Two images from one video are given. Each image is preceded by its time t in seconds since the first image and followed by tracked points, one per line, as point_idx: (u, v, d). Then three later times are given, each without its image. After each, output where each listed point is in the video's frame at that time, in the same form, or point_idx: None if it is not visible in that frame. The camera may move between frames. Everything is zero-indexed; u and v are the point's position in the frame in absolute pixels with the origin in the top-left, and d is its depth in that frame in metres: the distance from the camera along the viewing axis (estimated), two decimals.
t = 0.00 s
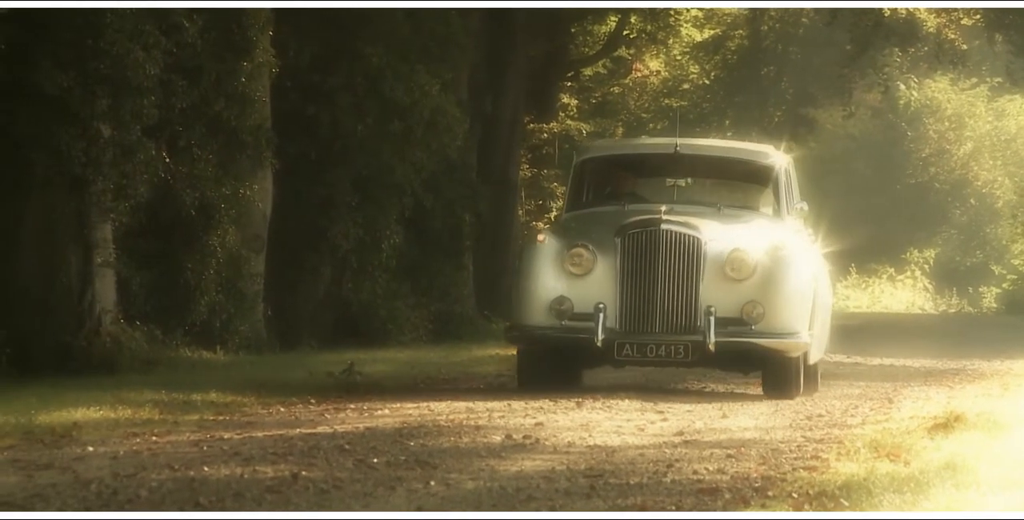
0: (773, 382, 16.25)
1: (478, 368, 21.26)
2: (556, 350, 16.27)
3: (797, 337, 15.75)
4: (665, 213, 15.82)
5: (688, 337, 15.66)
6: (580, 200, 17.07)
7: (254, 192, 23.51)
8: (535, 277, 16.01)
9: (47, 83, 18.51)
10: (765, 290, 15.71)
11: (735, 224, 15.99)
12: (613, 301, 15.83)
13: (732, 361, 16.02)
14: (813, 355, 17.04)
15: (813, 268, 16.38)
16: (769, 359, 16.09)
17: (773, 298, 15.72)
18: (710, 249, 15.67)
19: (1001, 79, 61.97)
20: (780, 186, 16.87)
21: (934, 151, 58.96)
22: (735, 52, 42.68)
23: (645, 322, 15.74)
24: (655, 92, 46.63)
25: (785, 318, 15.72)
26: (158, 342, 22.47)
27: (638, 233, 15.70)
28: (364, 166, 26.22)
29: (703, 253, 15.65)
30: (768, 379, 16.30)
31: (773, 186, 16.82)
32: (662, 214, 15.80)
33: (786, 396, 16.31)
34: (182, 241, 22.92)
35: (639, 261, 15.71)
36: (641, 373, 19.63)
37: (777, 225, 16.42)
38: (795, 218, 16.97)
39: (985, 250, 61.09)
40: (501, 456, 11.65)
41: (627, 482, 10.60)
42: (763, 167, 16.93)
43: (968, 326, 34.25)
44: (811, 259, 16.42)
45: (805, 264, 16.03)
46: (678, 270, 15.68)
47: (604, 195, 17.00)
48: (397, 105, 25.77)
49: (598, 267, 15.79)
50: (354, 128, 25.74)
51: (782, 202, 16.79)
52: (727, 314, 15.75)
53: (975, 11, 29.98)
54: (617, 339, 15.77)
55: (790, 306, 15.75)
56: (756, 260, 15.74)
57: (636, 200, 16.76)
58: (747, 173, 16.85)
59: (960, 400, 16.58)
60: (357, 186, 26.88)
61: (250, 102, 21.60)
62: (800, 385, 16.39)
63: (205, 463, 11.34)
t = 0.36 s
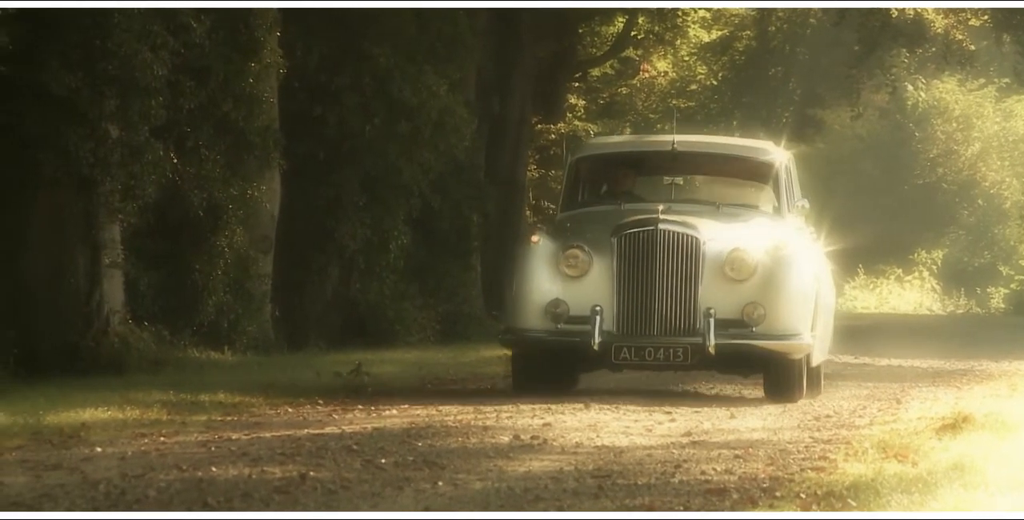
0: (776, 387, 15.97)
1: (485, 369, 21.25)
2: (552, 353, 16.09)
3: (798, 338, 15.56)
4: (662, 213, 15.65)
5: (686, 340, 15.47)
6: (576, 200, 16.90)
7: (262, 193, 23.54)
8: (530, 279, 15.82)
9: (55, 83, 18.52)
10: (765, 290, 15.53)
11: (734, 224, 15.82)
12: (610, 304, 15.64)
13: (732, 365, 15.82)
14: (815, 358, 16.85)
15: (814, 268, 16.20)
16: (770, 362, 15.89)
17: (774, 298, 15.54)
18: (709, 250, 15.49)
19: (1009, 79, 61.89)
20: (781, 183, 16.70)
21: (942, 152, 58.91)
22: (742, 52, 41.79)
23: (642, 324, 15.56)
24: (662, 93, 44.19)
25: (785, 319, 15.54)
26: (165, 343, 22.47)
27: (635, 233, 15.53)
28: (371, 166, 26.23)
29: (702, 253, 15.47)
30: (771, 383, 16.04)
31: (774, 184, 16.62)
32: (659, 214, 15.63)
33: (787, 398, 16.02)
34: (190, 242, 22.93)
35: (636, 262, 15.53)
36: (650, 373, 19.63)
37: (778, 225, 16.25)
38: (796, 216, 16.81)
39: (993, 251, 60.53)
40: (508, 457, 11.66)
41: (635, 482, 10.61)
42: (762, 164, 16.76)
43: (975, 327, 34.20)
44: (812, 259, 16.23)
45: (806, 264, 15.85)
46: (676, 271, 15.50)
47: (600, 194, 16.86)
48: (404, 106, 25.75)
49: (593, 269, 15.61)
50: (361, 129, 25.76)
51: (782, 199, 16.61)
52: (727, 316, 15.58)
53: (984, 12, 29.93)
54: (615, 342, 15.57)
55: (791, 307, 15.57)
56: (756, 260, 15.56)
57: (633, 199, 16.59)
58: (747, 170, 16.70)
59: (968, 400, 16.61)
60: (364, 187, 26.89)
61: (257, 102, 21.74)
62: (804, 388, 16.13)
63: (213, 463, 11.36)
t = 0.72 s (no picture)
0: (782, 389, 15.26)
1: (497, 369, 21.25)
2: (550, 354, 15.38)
3: (807, 340, 14.81)
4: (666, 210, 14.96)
5: (690, 341, 14.74)
6: (577, 196, 16.37)
7: (273, 193, 23.62)
8: (529, 277, 15.12)
9: (68, 84, 18.57)
10: (772, 290, 14.79)
11: (740, 222, 15.11)
12: (611, 303, 14.93)
13: (738, 367, 15.06)
14: (822, 363, 16.11)
15: (823, 268, 15.47)
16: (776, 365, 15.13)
17: (781, 298, 14.79)
18: (714, 248, 14.78)
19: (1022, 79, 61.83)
20: (787, 180, 16.13)
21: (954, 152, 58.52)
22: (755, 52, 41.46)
23: (644, 324, 14.84)
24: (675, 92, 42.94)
25: (793, 321, 14.79)
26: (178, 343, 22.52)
27: (637, 230, 14.83)
28: (382, 165, 26.35)
29: (707, 251, 14.77)
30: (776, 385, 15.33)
31: (781, 180, 16.07)
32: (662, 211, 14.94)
33: (791, 403, 15.31)
34: (203, 241, 22.96)
35: (639, 260, 14.83)
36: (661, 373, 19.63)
37: (785, 223, 15.55)
38: (803, 213, 16.18)
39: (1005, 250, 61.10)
40: (521, 456, 11.65)
41: (647, 482, 10.60)
42: (770, 159, 16.22)
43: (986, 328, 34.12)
44: (822, 258, 15.49)
45: (815, 263, 15.11)
46: (680, 270, 14.79)
47: (603, 190, 16.32)
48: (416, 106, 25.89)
49: (595, 267, 14.91)
50: (374, 129, 25.88)
51: (790, 196, 16.08)
52: (732, 317, 14.84)
53: (996, 12, 29.90)
54: (616, 343, 14.86)
55: (799, 308, 14.83)
56: (763, 258, 14.84)
57: (635, 195, 16.07)
58: (754, 165, 16.16)
59: (981, 400, 16.60)
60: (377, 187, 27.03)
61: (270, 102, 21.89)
62: (810, 391, 15.43)
63: (225, 463, 11.36)
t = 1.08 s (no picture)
0: (788, 394, 14.88)
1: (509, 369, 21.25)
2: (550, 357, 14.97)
3: (814, 342, 14.43)
4: (669, 209, 14.61)
5: (694, 343, 14.38)
6: (579, 194, 16.10)
7: (286, 193, 23.70)
8: (529, 278, 14.70)
9: (81, 84, 18.66)
10: (779, 290, 14.40)
11: (744, 222, 14.76)
12: (613, 305, 14.55)
13: (743, 370, 14.69)
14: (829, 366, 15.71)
15: (830, 267, 15.10)
16: (783, 368, 14.73)
17: (788, 298, 14.39)
18: (719, 248, 14.43)
19: None
20: (794, 177, 15.82)
21: (967, 153, 58.11)
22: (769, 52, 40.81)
23: (647, 326, 14.48)
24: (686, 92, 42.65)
25: (801, 321, 14.39)
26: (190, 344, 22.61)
27: (640, 229, 14.47)
28: (396, 166, 26.32)
29: (711, 251, 14.41)
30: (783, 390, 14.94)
31: (785, 178, 15.76)
32: (665, 210, 14.59)
33: (800, 409, 14.91)
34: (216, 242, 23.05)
35: (642, 259, 14.47)
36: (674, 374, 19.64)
37: (788, 223, 15.27)
38: (812, 214, 15.73)
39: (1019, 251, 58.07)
40: (534, 457, 11.66)
41: (659, 483, 10.58)
42: (774, 157, 15.86)
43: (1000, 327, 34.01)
44: (828, 257, 15.11)
45: (822, 263, 14.73)
46: (684, 271, 14.43)
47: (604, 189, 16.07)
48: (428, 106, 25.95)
49: (597, 267, 14.54)
50: (387, 130, 25.91)
51: (795, 194, 15.74)
52: (737, 318, 14.46)
53: (1010, 13, 29.83)
54: (618, 345, 14.48)
55: (806, 308, 14.43)
56: (769, 258, 14.46)
57: (637, 194, 15.82)
58: (758, 162, 15.83)
59: (994, 401, 16.61)
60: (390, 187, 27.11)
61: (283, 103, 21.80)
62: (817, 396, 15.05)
63: (239, 463, 11.38)
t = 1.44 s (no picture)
0: (789, 397, 14.53)
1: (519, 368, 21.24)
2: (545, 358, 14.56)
3: (817, 343, 14.03)
4: (668, 207, 14.17)
5: (694, 345, 13.96)
6: (576, 192, 15.40)
7: (298, 192, 23.71)
8: (523, 277, 14.27)
9: (94, 84, 18.65)
10: (781, 290, 13.99)
11: (746, 220, 14.33)
12: (610, 305, 14.13)
13: (744, 369, 14.31)
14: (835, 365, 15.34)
15: (835, 265, 14.68)
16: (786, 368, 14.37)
17: (790, 299, 13.98)
18: (719, 247, 14.00)
19: None
20: (799, 170, 15.33)
21: (979, 152, 57.46)
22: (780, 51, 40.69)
23: (645, 327, 14.06)
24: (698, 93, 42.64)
25: (803, 322, 13.99)
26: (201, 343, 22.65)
27: (637, 228, 14.04)
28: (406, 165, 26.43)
29: (711, 250, 13.99)
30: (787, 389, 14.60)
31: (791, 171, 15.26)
32: (664, 208, 14.15)
33: (804, 410, 14.56)
34: (227, 241, 22.94)
35: (639, 259, 14.04)
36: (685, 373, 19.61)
37: (793, 218, 14.83)
38: (817, 210, 15.26)
39: None
40: (545, 456, 11.63)
41: (671, 482, 10.56)
42: (778, 150, 15.31)
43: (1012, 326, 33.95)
44: (832, 254, 14.69)
45: (826, 261, 14.30)
46: (683, 271, 14.00)
47: (602, 185, 15.38)
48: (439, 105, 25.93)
49: (593, 266, 14.11)
50: (399, 129, 25.93)
51: (800, 190, 15.22)
52: (738, 319, 14.05)
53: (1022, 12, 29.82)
54: (615, 347, 14.07)
55: (809, 309, 14.02)
56: (771, 257, 14.03)
57: (636, 190, 15.15)
58: (762, 156, 15.32)
59: (1005, 400, 16.59)
60: (402, 186, 27.11)
61: (295, 102, 21.82)
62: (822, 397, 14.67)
63: (250, 462, 11.37)
